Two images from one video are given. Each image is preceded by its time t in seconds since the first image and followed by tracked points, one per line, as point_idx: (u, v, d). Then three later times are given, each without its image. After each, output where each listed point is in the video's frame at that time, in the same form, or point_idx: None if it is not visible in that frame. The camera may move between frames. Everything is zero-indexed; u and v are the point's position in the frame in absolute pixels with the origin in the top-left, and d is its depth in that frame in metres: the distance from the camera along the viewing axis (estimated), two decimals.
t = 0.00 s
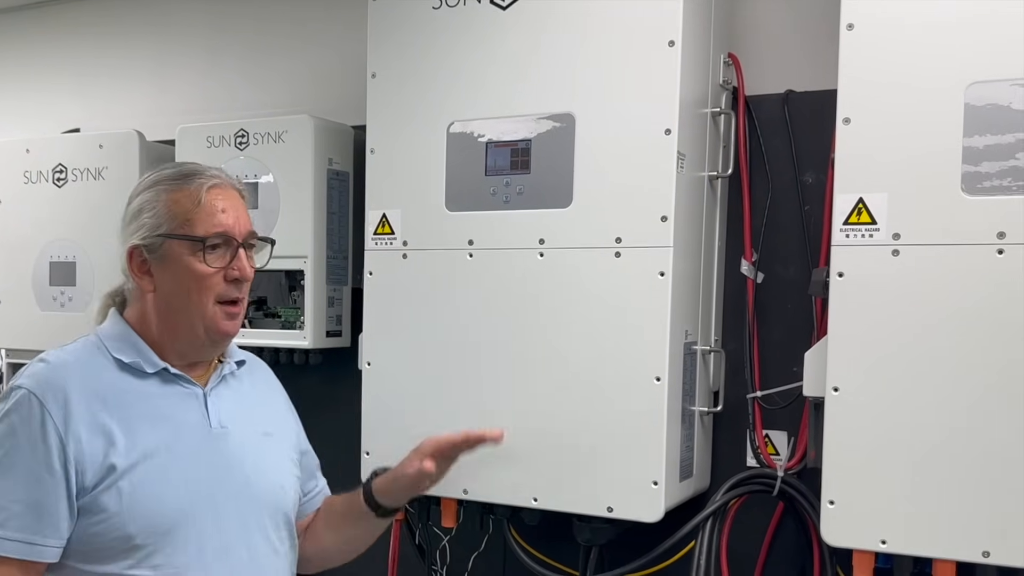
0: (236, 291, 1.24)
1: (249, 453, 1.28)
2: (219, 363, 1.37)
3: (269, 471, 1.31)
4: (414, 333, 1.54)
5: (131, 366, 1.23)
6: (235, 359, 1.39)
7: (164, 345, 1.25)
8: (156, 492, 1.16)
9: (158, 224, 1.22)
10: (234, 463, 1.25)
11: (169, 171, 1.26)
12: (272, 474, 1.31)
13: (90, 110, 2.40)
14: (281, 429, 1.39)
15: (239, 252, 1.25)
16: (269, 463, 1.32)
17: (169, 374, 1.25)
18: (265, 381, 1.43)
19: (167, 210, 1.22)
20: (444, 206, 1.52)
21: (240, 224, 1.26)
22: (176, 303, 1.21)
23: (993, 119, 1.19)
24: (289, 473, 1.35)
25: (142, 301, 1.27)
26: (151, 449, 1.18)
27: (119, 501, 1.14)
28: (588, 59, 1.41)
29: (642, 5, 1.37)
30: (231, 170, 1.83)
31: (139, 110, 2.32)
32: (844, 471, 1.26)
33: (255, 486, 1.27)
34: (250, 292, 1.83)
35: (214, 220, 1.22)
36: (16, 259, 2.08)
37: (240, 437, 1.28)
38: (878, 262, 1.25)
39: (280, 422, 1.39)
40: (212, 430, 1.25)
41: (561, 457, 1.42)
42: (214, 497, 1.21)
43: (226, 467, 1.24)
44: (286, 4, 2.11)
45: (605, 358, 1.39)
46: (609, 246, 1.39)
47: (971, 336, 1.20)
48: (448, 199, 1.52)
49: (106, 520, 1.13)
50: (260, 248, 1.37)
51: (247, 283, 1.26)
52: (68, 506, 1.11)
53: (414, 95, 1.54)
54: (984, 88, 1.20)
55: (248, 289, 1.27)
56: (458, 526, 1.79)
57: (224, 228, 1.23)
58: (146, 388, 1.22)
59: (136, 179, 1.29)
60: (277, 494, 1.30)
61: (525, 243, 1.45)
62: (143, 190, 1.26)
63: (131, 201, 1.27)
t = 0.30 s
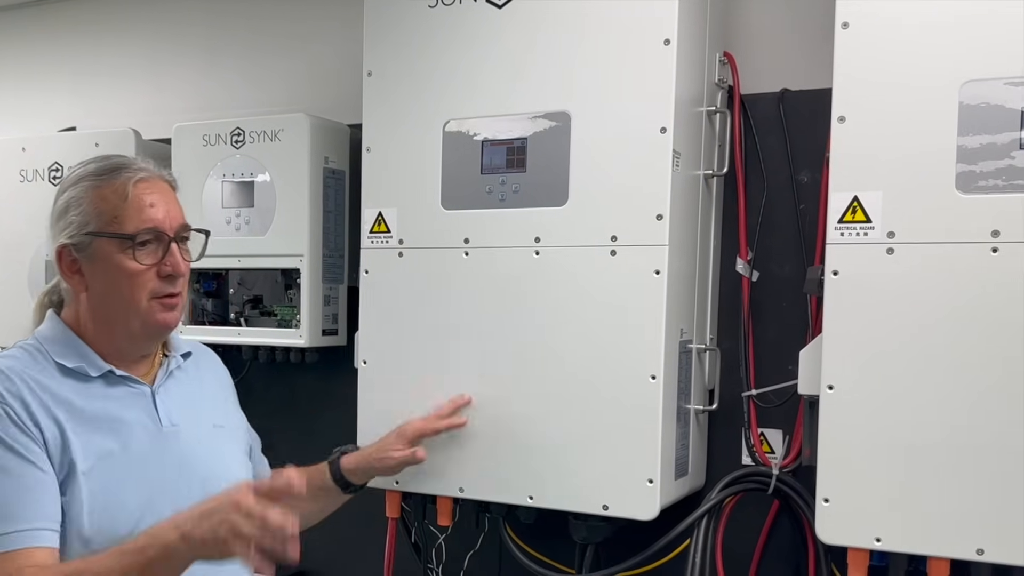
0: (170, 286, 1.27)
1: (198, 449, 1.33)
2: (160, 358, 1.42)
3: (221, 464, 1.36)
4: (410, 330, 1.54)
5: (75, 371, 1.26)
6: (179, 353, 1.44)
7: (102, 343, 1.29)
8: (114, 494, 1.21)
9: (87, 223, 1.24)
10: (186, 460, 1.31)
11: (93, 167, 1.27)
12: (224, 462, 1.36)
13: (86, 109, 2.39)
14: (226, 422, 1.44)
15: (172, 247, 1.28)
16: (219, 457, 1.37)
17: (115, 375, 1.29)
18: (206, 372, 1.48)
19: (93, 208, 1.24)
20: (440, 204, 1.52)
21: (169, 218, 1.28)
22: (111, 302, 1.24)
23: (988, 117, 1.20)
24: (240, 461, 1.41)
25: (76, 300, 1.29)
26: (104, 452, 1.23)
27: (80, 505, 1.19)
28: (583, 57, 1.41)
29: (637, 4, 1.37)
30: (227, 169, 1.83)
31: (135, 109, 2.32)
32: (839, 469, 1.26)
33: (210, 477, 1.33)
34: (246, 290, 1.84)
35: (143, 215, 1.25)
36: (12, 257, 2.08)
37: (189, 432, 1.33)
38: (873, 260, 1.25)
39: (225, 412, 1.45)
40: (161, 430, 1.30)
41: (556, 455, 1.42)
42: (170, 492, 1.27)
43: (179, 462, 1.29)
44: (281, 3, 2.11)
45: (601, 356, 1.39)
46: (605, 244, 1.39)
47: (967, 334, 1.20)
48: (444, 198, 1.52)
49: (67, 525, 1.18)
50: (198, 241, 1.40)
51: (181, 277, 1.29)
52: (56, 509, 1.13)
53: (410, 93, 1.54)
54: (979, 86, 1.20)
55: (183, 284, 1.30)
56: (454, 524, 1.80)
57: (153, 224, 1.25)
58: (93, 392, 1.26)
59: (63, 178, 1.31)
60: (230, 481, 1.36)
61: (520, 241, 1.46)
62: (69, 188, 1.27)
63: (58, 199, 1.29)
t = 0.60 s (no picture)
0: (165, 284, 1.27)
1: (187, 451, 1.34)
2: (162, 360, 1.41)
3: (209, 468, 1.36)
4: (407, 331, 1.54)
5: (72, 361, 1.27)
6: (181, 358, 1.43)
7: (100, 340, 1.29)
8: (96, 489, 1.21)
9: (88, 220, 1.25)
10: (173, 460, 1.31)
11: (97, 168, 1.30)
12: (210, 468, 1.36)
13: (83, 108, 2.40)
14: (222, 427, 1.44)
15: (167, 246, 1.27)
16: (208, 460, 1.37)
17: (110, 370, 1.30)
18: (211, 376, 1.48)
19: (94, 206, 1.26)
20: (438, 204, 1.52)
21: (166, 217, 1.29)
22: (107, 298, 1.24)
23: (984, 119, 1.20)
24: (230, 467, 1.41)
25: (78, 299, 1.31)
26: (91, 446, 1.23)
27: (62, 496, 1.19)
28: (581, 58, 1.42)
29: (634, 5, 1.38)
30: (225, 169, 1.83)
31: (133, 108, 2.32)
32: (835, 469, 1.27)
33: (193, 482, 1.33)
34: (244, 290, 1.84)
35: (140, 213, 1.26)
36: (10, 257, 2.08)
37: (179, 435, 1.33)
38: (869, 261, 1.26)
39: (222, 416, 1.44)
40: (151, 428, 1.30)
41: (554, 455, 1.42)
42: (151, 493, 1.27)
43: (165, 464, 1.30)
44: (279, 3, 2.11)
45: (599, 356, 1.40)
46: (602, 244, 1.40)
47: (963, 335, 1.21)
48: (441, 198, 1.52)
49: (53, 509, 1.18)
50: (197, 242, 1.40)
51: (177, 276, 1.28)
52: (34, 486, 1.14)
53: (407, 93, 1.55)
54: (975, 87, 1.21)
55: (181, 282, 1.29)
56: (451, 524, 1.80)
57: (150, 222, 1.26)
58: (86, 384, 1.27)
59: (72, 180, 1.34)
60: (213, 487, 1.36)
61: (518, 242, 1.46)
62: (74, 189, 1.30)
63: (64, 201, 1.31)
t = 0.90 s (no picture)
0: (178, 277, 1.28)
1: (196, 446, 1.27)
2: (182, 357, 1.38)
3: (223, 465, 1.28)
4: (405, 331, 1.54)
5: (81, 359, 1.26)
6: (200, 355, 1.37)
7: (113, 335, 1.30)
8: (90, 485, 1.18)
9: (106, 215, 1.29)
10: (177, 455, 1.24)
11: (119, 166, 1.33)
12: (221, 464, 1.28)
13: (81, 107, 2.39)
14: (247, 422, 1.35)
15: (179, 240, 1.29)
16: (222, 456, 1.29)
17: (117, 366, 1.27)
18: (242, 372, 1.41)
19: (113, 201, 1.29)
20: (435, 204, 1.52)
21: (180, 210, 1.30)
22: (120, 291, 1.26)
23: (980, 119, 1.20)
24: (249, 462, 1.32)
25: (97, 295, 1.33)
26: (87, 442, 1.20)
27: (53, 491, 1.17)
28: (579, 57, 1.42)
29: (632, 6, 1.38)
30: (223, 168, 1.83)
31: (130, 108, 2.32)
32: (832, 469, 1.27)
33: (200, 478, 1.25)
34: (241, 290, 1.84)
35: (155, 206, 1.28)
36: (7, 256, 2.08)
37: (189, 429, 1.27)
38: (866, 261, 1.26)
39: (248, 411, 1.37)
40: (157, 423, 1.25)
41: (551, 454, 1.42)
42: (151, 489, 1.21)
43: (169, 459, 1.24)
44: (277, 3, 2.11)
45: (597, 355, 1.40)
46: (599, 244, 1.40)
47: (959, 335, 1.21)
48: (438, 198, 1.52)
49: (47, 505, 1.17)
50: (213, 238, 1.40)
51: (189, 270, 1.29)
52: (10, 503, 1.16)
53: (405, 93, 1.55)
54: (971, 87, 1.21)
55: (193, 276, 1.30)
56: (449, 524, 1.80)
57: (164, 215, 1.28)
58: (91, 380, 1.25)
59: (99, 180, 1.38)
60: (226, 483, 1.28)
61: (515, 241, 1.46)
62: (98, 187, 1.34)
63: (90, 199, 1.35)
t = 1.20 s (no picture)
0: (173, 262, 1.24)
1: (215, 445, 1.25)
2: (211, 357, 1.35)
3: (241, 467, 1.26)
4: (403, 330, 1.54)
5: (109, 357, 1.27)
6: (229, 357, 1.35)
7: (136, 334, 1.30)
8: (105, 479, 1.17)
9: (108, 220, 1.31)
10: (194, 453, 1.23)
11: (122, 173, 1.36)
12: (241, 467, 1.26)
13: (79, 106, 2.40)
14: (270, 427, 1.33)
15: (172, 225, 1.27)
16: (240, 458, 1.26)
17: (142, 363, 1.27)
18: (272, 378, 1.39)
19: (112, 205, 1.31)
20: (433, 204, 1.52)
21: (169, 197, 1.29)
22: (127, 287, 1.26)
23: (977, 119, 1.21)
24: (269, 468, 1.30)
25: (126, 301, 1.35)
26: (104, 436, 1.19)
27: (68, 483, 1.16)
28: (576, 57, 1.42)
29: (630, 6, 1.38)
30: (221, 168, 1.83)
31: (128, 107, 2.32)
32: (829, 468, 1.27)
33: (218, 479, 1.23)
34: (239, 289, 1.83)
35: (142, 198, 1.28)
36: (5, 255, 2.08)
37: (210, 429, 1.25)
38: (862, 261, 1.26)
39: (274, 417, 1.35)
40: (176, 421, 1.24)
41: (549, 453, 1.43)
42: (167, 487, 1.19)
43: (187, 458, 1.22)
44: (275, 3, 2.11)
45: (594, 355, 1.40)
46: (597, 243, 1.40)
47: (956, 334, 1.21)
48: (436, 197, 1.52)
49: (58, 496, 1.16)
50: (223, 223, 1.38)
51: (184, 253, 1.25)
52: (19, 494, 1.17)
53: (403, 92, 1.55)
54: (969, 87, 1.21)
55: (192, 260, 1.26)
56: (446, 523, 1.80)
57: (153, 204, 1.27)
58: (114, 377, 1.25)
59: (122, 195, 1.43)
60: (243, 485, 1.25)
61: (513, 241, 1.46)
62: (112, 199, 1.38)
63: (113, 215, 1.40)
